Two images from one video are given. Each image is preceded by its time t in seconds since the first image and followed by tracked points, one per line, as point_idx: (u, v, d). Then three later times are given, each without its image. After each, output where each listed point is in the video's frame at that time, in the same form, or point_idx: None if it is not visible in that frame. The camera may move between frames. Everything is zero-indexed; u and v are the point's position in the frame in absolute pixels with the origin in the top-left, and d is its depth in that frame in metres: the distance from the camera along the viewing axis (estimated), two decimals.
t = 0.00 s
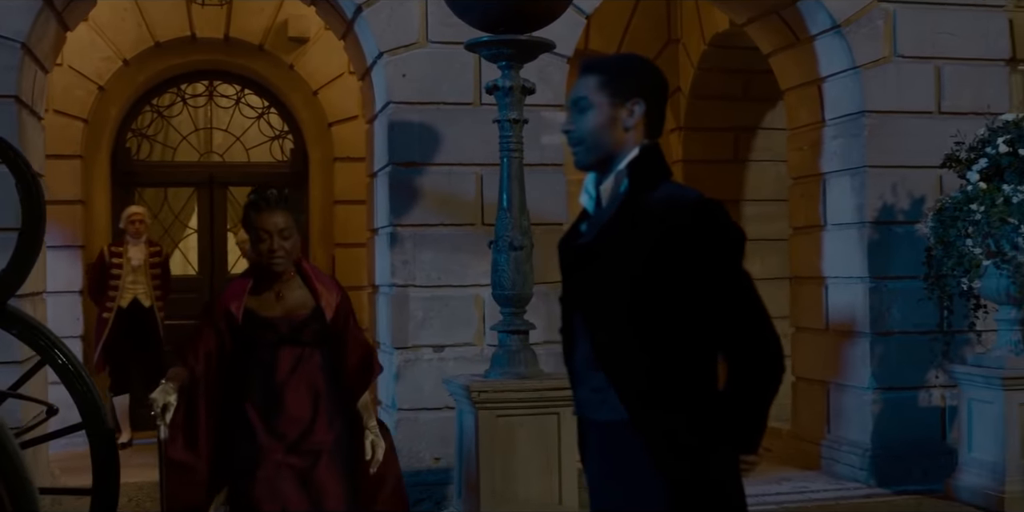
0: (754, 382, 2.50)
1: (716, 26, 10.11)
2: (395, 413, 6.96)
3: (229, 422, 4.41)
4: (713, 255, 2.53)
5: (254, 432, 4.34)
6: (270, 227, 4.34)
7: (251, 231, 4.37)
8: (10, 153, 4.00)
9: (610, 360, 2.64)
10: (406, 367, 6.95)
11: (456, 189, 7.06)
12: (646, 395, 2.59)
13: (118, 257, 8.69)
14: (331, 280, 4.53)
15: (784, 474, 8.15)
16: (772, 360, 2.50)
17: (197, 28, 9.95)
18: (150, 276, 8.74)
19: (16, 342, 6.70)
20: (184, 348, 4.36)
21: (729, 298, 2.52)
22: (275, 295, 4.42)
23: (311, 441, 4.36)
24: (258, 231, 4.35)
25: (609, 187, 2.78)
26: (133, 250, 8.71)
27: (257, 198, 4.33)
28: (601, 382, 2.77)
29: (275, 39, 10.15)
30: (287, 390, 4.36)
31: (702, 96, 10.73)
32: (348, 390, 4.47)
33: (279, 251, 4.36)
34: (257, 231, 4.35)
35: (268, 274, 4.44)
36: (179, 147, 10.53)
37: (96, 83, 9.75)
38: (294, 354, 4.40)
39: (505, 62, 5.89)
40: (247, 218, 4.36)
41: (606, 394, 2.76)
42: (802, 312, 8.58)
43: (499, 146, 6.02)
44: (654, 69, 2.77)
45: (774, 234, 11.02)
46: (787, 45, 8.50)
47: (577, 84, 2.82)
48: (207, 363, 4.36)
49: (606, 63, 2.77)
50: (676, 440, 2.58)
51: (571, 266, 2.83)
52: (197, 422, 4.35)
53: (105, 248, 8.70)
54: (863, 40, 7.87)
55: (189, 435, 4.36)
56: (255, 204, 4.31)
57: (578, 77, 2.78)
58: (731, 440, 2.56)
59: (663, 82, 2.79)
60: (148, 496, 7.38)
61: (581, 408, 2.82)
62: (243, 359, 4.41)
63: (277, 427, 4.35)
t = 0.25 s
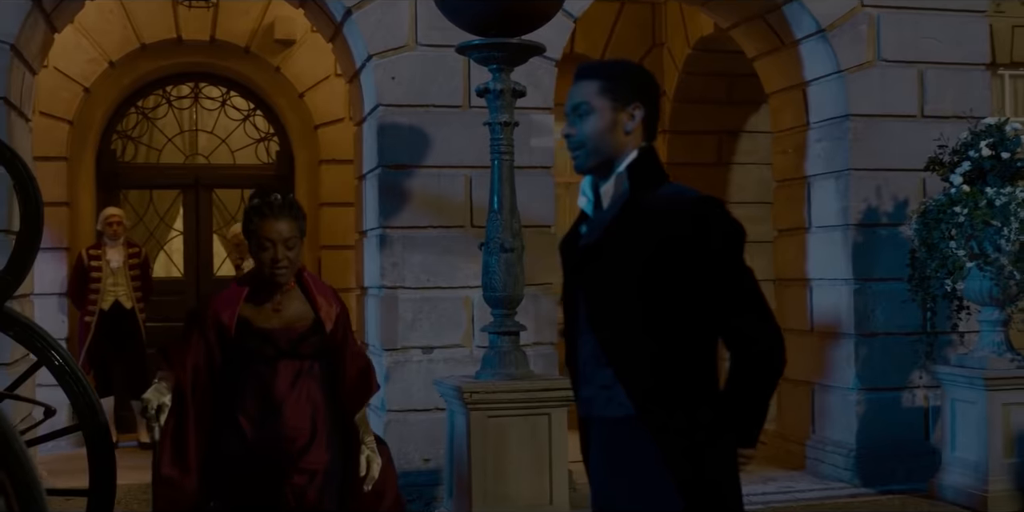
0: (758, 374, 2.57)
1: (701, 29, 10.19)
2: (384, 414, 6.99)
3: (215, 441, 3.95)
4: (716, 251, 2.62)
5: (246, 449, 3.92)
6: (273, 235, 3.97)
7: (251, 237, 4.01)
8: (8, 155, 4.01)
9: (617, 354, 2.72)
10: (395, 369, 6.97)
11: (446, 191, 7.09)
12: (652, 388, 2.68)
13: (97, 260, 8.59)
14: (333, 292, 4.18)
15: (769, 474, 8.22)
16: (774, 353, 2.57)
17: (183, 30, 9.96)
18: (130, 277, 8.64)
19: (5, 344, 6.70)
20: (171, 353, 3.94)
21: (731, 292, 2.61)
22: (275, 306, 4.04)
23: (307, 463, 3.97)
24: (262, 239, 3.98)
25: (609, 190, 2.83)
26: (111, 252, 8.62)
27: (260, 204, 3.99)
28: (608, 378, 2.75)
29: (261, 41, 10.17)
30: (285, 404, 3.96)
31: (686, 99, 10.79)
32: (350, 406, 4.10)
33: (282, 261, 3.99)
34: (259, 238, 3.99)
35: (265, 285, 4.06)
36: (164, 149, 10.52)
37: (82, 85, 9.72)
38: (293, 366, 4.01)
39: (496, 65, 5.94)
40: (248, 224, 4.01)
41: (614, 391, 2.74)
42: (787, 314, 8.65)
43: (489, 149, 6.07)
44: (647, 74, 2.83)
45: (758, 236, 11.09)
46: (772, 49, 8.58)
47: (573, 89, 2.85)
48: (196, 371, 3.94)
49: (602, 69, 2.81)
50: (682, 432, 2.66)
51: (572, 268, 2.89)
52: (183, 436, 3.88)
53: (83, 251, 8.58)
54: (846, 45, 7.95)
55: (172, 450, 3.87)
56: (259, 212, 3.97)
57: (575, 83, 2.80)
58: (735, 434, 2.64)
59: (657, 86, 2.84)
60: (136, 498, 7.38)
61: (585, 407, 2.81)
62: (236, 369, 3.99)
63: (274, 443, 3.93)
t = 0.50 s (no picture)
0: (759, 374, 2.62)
1: (689, 32, 10.28)
2: (376, 415, 7.02)
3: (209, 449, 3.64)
4: (722, 250, 2.67)
5: (236, 455, 3.60)
6: (273, 229, 3.66)
7: (248, 234, 3.71)
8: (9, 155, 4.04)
9: (621, 350, 2.76)
10: (387, 370, 7.00)
11: (437, 193, 7.12)
12: (656, 384, 2.71)
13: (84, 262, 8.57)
14: (337, 292, 3.84)
15: (757, 474, 8.28)
16: (775, 353, 2.62)
17: (171, 31, 9.97)
18: (117, 279, 8.63)
19: None
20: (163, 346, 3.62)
21: (736, 291, 2.65)
22: (274, 305, 3.73)
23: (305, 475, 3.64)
24: (261, 234, 3.67)
25: (621, 189, 2.91)
26: (98, 253, 8.61)
27: (259, 196, 3.69)
28: (610, 372, 2.81)
29: (250, 43, 10.19)
30: (281, 409, 3.62)
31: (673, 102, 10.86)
32: (353, 415, 3.70)
33: (284, 256, 3.68)
34: (257, 233, 3.68)
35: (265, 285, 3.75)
36: (153, 150, 10.52)
37: (70, 86, 9.73)
38: (293, 368, 3.67)
39: (490, 68, 5.96)
40: (245, 219, 3.71)
41: (615, 385, 2.80)
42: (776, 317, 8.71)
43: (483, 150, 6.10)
44: (659, 80, 2.93)
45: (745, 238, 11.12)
46: (760, 53, 8.66)
47: (587, 92, 2.94)
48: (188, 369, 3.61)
49: (616, 73, 2.91)
50: (684, 430, 2.70)
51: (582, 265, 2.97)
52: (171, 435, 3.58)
53: (68, 252, 8.57)
54: (834, 48, 8.03)
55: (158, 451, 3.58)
56: (258, 205, 3.68)
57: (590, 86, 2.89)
58: (737, 434, 2.68)
59: (668, 91, 2.95)
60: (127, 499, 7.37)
61: (588, 400, 2.88)
62: (230, 368, 3.66)
63: (268, 452, 3.61)
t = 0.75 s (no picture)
0: (766, 374, 2.75)
1: (678, 34, 10.33)
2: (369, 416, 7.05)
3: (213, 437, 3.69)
4: (734, 250, 2.77)
5: (242, 445, 3.65)
6: (288, 216, 3.69)
7: (260, 222, 3.74)
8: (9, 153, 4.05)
9: (633, 346, 2.86)
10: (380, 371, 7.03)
11: (430, 194, 7.15)
12: (665, 380, 2.81)
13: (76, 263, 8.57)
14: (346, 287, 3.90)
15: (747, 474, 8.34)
16: (782, 353, 2.75)
17: (161, 32, 9.95)
18: (109, 278, 8.64)
19: None
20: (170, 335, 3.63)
21: (747, 291, 2.76)
22: (284, 297, 3.76)
23: (309, 466, 3.70)
24: (272, 222, 3.70)
25: (638, 186, 2.99)
26: (90, 253, 8.61)
27: (271, 183, 3.72)
28: (618, 367, 2.91)
29: (240, 45, 10.19)
30: (289, 408, 3.68)
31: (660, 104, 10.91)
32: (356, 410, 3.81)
33: (298, 243, 3.72)
34: (270, 221, 3.70)
35: (276, 274, 3.78)
36: (141, 151, 10.50)
37: (59, 87, 9.72)
38: (301, 366, 3.72)
39: (484, 69, 5.99)
40: (257, 207, 3.73)
41: (622, 379, 2.89)
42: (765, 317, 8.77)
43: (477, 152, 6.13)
44: (676, 80, 3.00)
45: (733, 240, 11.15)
46: (749, 55, 8.72)
47: (606, 91, 3.01)
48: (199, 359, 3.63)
49: (635, 73, 2.98)
50: (693, 427, 2.80)
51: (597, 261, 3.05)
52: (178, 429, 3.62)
53: (60, 253, 8.57)
54: (823, 51, 8.09)
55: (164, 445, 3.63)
56: (271, 193, 3.70)
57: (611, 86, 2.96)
58: (741, 430, 2.81)
59: (685, 90, 3.03)
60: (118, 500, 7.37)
61: (597, 393, 2.96)
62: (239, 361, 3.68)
63: (274, 451, 3.67)
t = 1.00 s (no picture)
0: (787, 377, 2.71)
1: (667, 35, 10.38)
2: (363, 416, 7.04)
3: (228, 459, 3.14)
4: (757, 253, 2.71)
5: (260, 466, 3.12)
6: (309, 221, 3.21)
7: (281, 223, 3.26)
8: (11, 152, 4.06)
9: (653, 346, 2.78)
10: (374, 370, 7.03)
11: (424, 193, 7.16)
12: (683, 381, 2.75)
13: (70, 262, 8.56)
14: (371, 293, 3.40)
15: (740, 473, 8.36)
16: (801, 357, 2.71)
17: (151, 31, 9.93)
18: (104, 277, 8.63)
19: None
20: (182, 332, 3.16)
21: (771, 295, 2.70)
22: (305, 301, 3.26)
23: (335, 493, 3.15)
24: (295, 221, 3.21)
25: (658, 184, 2.90)
26: (85, 253, 8.59)
27: (293, 182, 3.24)
28: (634, 363, 2.83)
29: (230, 44, 10.17)
30: (312, 420, 3.15)
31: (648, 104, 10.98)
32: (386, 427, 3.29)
33: (324, 250, 3.23)
34: (291, 225, 3.22)
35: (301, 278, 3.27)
36: (131, 151, 10.47)
37: (49, 85, 9.69)
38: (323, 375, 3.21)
39: (480, 69, 6.01)
40: (277, 206, 3.26)
41: (638, 376, 2.83)
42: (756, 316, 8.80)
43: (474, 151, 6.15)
44: (697, 76, 2.92)
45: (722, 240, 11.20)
46: (739, 56, 8.74)
47: (627, 90, 2.92)
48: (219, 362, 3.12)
49: (656, 70, 2.89)
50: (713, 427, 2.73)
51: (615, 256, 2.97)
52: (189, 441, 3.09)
53: (55, 252, 8.55)
54: (814, 52, 8.14)
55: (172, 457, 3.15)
56: (293, 194, 3.22)
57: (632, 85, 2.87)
58: (757, 431, 2.76)
59: (706, 87, 2.94)
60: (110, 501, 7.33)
61: (613, 392, 2.89)
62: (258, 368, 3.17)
63: (296, 468, 3.13)
